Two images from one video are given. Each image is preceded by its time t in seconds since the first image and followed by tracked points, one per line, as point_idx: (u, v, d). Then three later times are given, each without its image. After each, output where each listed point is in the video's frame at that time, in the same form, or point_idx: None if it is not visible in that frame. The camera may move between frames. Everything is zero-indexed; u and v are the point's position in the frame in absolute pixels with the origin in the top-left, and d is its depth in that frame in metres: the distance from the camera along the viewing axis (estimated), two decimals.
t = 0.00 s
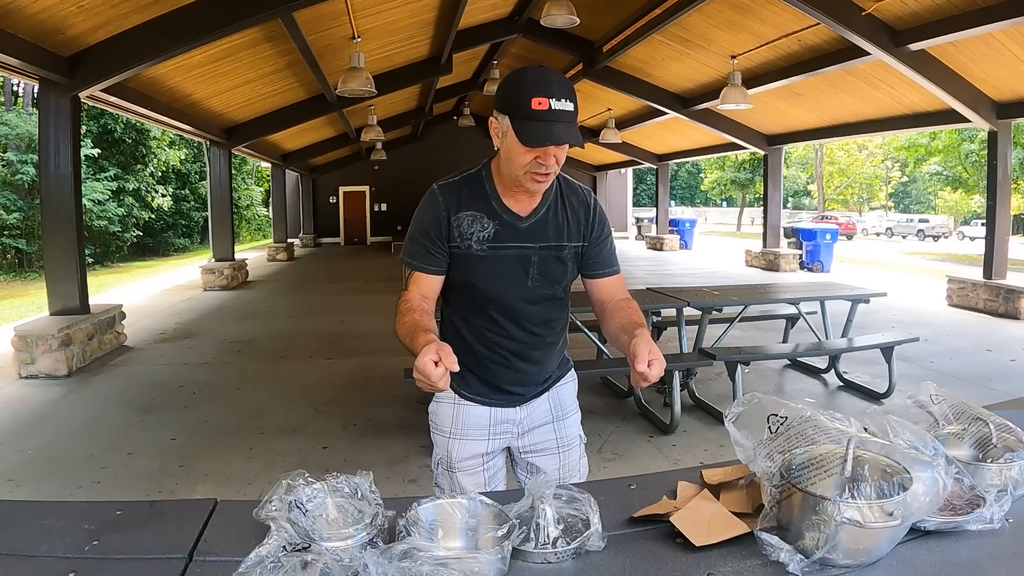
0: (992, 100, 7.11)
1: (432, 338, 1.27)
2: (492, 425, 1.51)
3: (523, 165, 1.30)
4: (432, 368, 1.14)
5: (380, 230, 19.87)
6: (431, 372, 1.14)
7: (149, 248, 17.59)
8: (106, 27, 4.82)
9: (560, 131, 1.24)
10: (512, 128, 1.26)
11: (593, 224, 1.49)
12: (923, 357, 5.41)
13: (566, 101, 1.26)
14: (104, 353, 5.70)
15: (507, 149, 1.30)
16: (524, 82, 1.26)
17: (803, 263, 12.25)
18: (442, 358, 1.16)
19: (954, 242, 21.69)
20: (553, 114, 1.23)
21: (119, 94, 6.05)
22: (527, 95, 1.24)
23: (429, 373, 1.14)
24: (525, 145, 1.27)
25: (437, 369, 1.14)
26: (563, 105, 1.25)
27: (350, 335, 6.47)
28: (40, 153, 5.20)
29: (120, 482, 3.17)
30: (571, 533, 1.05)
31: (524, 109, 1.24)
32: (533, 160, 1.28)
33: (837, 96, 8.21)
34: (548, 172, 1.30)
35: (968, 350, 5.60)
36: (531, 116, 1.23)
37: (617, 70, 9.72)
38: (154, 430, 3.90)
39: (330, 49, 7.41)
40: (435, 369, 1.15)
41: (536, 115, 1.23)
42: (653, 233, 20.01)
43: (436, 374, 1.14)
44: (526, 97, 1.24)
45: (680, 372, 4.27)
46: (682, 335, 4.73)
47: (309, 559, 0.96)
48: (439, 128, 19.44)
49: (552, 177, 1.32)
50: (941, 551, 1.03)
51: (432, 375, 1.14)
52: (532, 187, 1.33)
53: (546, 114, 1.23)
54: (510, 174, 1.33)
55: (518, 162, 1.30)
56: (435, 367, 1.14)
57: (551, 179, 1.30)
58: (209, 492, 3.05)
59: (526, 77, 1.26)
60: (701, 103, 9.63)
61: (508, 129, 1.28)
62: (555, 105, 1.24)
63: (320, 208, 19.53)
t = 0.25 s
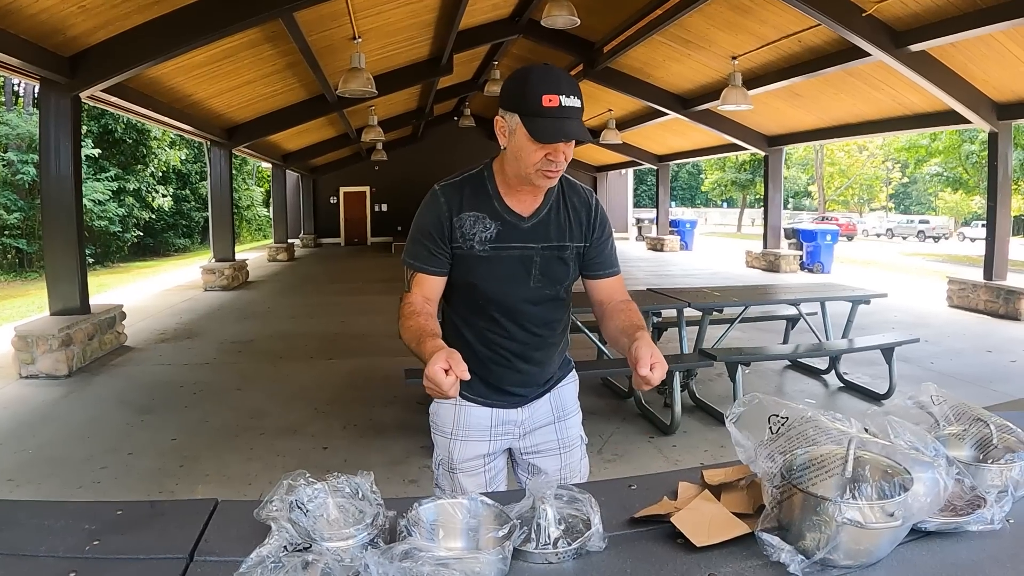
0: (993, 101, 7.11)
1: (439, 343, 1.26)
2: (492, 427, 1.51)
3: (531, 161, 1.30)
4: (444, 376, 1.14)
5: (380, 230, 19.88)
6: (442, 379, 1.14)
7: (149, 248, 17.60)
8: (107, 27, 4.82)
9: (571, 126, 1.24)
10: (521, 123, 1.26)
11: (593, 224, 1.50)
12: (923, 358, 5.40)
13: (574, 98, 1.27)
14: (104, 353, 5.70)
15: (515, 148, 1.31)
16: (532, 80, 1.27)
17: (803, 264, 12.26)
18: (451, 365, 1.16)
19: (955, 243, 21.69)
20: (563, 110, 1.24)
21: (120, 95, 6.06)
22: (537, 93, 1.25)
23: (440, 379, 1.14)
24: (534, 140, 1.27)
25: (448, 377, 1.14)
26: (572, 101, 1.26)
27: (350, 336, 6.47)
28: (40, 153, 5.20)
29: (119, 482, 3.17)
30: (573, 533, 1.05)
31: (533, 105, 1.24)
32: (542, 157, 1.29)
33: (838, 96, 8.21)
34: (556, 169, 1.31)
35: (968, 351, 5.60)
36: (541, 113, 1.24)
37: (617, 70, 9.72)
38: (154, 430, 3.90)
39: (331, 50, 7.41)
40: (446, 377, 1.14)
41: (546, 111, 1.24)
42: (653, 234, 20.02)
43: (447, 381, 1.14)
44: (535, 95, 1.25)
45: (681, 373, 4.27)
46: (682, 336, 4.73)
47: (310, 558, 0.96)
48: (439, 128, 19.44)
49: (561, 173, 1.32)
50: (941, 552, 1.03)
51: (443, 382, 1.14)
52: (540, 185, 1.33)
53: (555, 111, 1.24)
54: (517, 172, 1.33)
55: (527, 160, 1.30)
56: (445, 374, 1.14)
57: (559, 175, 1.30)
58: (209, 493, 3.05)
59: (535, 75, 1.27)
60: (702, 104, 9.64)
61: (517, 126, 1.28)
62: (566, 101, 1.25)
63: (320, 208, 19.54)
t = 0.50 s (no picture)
0: (991, 98, 7.11)
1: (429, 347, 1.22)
2: (492, 425, 1.51)
3: (530, 150, 1.30)
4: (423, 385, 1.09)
5: (379, 228, 19.86)
6: (424, 390, 1.09)
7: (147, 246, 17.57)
8: (104, 26, 4.81)
9: (569, 115, 1.25)
10: (521, 112, 1.27)
11: (593, 219, 1.50)
12: (922, 355, 5.41)
13: (574, 88, 1.28)
14: (103, 352, 5.69)
15: (513, 136, 1.31)
16: (531, 70, 1.28)
17: (802, 261, 12.26)
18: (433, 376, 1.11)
19: (953, 240, 21.71)
20: (563, 98, 1.25)
21: (118, 93, 6.04)
22: (537, 80, 1.26)
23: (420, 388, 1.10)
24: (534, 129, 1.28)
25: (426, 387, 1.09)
26: (571, 91, 1.27)
27: (349, 334, 6.47)
28: (38, 151, 5.19)
29: (118, 480, 3.17)
30: (571, 531, 1.05)
31: (533, 93, 1.25)
32: (540, 146, 1.29)
33: (837, 94, 8.21)
34: (555, 158, 1.31)
35: (967, 348, 5.61)
36: (541, 100, 1.25)
37: (616, 68, 9.71)
38: (153, 428, 3.89)
39: (329, 48, 7.40)
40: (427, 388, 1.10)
41: (546, 99, 1.24)
42: (652, 231, 20.02)
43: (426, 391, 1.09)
44: (536, 83, 1.26)
45: (679, 371, 4.27)
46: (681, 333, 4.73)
47: (307, 557, 0.96)
48: (438, 126, 19.42)
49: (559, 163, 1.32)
50: (941, 549, 1.03)
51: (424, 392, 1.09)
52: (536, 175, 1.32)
53: (556, 99, 1.25)
54: (515, 161, 1.33)
55: (525, 149, 1.30)
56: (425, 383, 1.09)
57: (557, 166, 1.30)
58: (208, 491, 3.05)
59: (536, 64, 1.28)
60: (700, 101, 9.63)
61: (515, 113, 1.29)
62: (564, 89, 1.26)
63: (319, 206, 19.52)
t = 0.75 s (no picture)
0: (987, 99, 7.13)
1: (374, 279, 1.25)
2: (489, 429, 1.51)
3: (538, 148, 1.32)
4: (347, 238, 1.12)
5: (376, 231, 19.85)
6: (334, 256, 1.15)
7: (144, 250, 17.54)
8: (100, 29, 4.80)
9: (580, 116, 1.28)
10: (533, 109, 1.29)
11: (597, 221, 1.51)
12: (919, 357, 5.41)
13: (587, 93, 1.30)
14: (100, 356, 5.67)
15: (522, 133, 1.33)
16: (546, 69, 1.30)
17: (799, 263, 12.29)
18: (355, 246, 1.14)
19: (950, 242, 21.76)
20: (575, 100, 1.28)
21: (115, 96, 6.04)
22: (551, 80, 1.28)
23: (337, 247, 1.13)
24: (544, 127, 1.30)
25: (347, 239, 1.12)
26: (584, 94, 1.29)
27: (346, 337, 6.46)
28: (34, 154, 5.18)
29: (115, 485, 3.16)
30: (567, 535, 1.05)
31: (547, 91, 1.28)
32: (548, 145, 1.31)
33: (833, 96, 8.23)
34: (560, 160, 1.33)
35: (964, 350, 5.62)
36: (553, 99, 1.27)
37: (612, 70, 9.72)
38: (150, 432, 3.88)
39: (326, 51, 7.40)
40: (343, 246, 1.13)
41: (559, 99, 1.27)
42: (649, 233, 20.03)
43: (345, 243, 1.11)
44: (550, 82, 1.28)
45: (676, 373, 4.27)
46: (678, 336, 4.73)
47: (304, 562, 0.96)
48: (435, 129, 19.43)
49: (563, 165, 1.34)
50: (937, 552, 1.04)
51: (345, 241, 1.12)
52: (539, 175, 1.34)
53: (568, 100, 1.28)
54: (520, 159, 1.35)
55: (531, 146, 1.32)
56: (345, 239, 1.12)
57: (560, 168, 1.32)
58: (205, 495, 3.04)
59: (551, 65, 1.30)
60: (697, 103, 9.65)
61: (526, 111, 1.32)
62: (578, 92, 1.28)
63: (316, 209, 19.50)
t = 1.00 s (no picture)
0: (983, 103, 7.17)
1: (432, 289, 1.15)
2: (481, 433, 1.51)
3: (533, 155, 1.32)
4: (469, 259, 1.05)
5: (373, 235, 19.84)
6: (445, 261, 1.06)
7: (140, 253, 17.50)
8: (97, 32, 4.80)
9: (574, 126, 1.28)
10: (530, 117, 1.30)
11: (593, 238, 1.50)
12: (915, 360, 5.43)
13: (585, 103, 1.31)
14: (96, 360, 5.66)
15: (519, 142, 1.34)
16: (545, 79, 1.31)
17: (795, 266, 12.31)
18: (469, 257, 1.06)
19: (946, 245, 21.83)
20: (571, 110, 1.28)
21: (112, 100, 6.04)
22: (548, 89, 1.29)
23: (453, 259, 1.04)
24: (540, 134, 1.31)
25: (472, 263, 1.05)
26: (580, 104, 1.30)
27: (343, 341, 6.46)
28: (31, 158, 5.17)
29: (111, 489, 3.15)
30: (563, 539, 1.05)
31: (543, 100, 1.28)
32: (543, 153, 1.32)
33: (829, 99, 8.26)
34: (556, 168, 1.33)
35: (960, 353, 5.63)
36: (549, 108, 1.28)
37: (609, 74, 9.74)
38: (146, 436, 3.87)
39: (323, 54, 7.41)
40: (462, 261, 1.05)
41: (555, 107, 1.28)
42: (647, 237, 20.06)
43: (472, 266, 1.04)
44: (547, 91, 1.29)
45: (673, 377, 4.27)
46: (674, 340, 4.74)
47: (300, 567, 0.96)
48: (432, 133, 19.44)
49: (559, 175, 1.34)
50: (933, 554, 1.04)
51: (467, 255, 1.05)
52: (534, 186, 1.34)
53: (564, 108, 1.28)
54: (516, 168, 1.35)
55: (527, 155, 1.33)
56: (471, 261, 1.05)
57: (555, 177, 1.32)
58: (201, 499, 3.03)
59: (549, 76, 1.31)
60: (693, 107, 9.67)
61: (524, 120, 1.33)
62: (574, 102, 1.29)
63: (313, 213, 19.49)
